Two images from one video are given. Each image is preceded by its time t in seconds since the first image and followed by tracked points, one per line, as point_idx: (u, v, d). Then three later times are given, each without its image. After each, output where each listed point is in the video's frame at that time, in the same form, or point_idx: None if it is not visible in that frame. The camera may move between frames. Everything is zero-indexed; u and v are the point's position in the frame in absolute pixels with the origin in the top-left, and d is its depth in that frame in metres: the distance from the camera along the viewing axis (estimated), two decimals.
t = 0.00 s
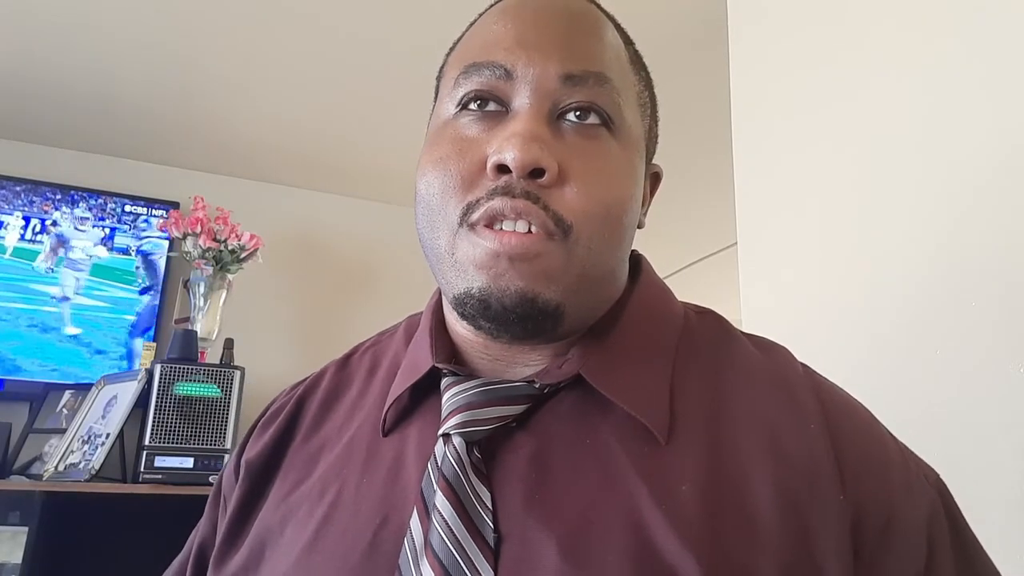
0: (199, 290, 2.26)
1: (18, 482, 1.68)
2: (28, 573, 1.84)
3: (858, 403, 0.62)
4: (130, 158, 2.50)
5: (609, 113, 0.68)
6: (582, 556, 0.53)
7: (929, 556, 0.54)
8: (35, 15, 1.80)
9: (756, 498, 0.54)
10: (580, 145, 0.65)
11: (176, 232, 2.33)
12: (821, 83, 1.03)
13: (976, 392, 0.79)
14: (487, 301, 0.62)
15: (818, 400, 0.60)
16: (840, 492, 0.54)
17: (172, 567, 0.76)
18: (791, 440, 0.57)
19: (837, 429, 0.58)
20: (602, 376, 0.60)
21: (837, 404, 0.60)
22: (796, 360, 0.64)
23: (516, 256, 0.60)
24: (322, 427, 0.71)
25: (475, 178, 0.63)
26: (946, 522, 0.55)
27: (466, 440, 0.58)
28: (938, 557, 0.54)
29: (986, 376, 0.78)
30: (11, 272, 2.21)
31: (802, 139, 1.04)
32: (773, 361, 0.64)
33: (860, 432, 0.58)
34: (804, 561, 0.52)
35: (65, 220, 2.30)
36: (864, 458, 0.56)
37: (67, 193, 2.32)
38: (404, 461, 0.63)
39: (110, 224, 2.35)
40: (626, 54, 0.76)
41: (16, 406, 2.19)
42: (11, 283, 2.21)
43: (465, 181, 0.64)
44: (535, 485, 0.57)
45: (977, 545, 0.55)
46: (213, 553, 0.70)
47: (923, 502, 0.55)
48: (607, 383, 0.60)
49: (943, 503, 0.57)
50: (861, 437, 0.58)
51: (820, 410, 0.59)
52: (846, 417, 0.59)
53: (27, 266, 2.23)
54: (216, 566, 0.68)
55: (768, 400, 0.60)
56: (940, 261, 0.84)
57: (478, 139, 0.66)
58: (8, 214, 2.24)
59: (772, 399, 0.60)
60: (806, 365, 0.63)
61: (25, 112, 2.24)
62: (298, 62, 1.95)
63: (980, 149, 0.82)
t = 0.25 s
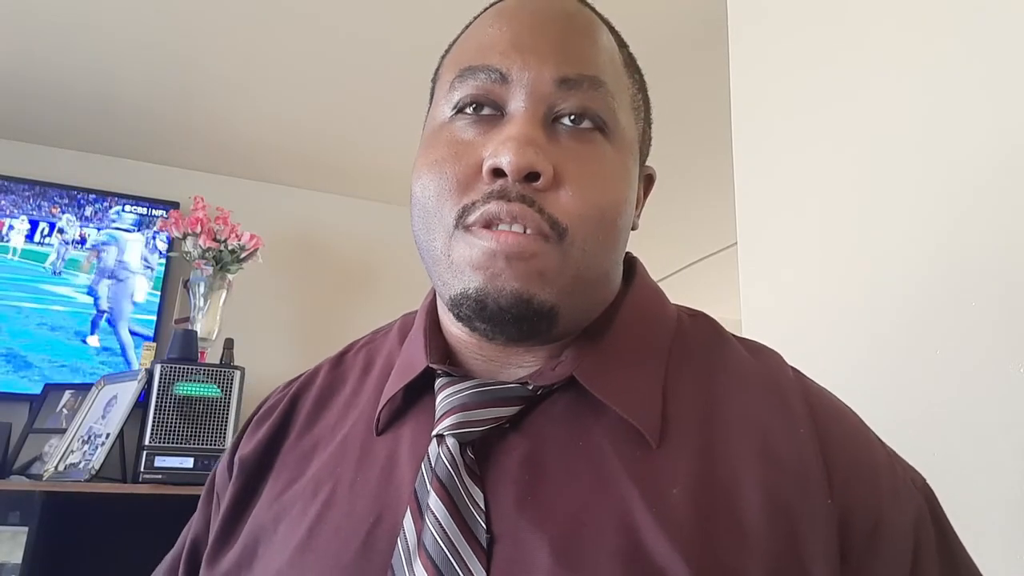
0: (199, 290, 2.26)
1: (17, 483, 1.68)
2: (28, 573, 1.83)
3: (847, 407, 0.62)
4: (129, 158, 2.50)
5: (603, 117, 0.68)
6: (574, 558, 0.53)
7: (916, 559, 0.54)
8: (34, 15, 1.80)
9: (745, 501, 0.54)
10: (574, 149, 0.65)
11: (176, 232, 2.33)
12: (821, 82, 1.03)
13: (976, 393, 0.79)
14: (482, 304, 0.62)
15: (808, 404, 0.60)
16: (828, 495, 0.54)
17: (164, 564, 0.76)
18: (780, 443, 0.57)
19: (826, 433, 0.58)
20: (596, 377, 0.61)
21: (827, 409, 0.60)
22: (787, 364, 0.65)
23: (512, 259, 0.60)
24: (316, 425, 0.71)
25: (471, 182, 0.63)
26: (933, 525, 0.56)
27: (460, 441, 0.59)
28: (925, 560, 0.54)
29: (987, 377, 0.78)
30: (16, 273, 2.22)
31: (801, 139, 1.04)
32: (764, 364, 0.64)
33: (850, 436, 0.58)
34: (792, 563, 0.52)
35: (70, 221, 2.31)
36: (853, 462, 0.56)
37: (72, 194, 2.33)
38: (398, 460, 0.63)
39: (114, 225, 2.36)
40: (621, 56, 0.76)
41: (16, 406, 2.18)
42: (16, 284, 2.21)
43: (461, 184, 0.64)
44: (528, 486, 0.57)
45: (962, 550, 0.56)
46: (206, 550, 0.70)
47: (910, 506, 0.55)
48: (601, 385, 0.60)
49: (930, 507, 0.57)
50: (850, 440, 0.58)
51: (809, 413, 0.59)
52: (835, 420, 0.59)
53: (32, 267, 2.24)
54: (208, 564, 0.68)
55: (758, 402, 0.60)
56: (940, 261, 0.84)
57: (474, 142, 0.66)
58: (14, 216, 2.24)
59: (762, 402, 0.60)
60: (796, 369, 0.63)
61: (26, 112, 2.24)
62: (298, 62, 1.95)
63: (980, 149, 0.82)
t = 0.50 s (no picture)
0: (199, 290, 2.26)
1: (15, 482, 1.69)
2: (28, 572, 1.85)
3: (838, 411, 0.62)
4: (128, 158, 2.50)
5: (590, 134, 0.64)
6: (567, 559, 0.53)
7: (903, 563, 0.54)
8: (34, 15, 1.81)
9: (736, 505, 0.54)
10: (558, 173, 0.61)
11: (176, 231, 2.33)
12: (820, 82, 1.03)
13: (976, 392, 0.79)
14: (470, 330, 0.60)
15: (800, 408, 0.60)
16: (818, 499, 0.54)
17: (155, 558, 0.76)
18: (771, 448, 0.57)
19: (817, 439, 0.58)
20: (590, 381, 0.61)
21: (817, 414, 0.60)
22: (779, 368, 0.64)
23: (495, 289, 0.57)
24: (310, 422, 0.71)
25: (453, 210, 0.60)
26: (920, 529, 0.56)
27: (453, 441, 0.59)
28: (911, 564, 0.54)
29: (986, 377, 0.79)
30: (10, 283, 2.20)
31: (802, 139, 1.04)
32: (757, 367, 0.63)
33: (839, 441, 0.58)
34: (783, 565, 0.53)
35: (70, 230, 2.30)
36: (842, 468, 0.56)
37: (69, 201, 2.32)
38: (391, 459, 0.63)
39: (115, 228, 2.36)
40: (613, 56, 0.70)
41: (16, 405, 2.19)
42: (12, 294, 2.20)
43: (443, 212, 0.61)
44: (521, 487, 0.57)
45: (948, 554, 0.56)
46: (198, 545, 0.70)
47: (898, 510, 0.55)
48: (595, 389, 0.60)
49: (917, 512, 0.57)
50: (841, 444, 0.58)
51: (801, 417, 0.59)
52: (827, 424, 0.59)
53: (28, 276, 2.23)
54: (201, 560, 0.68)
55: (750, 406, 0.60)
56: (940, 261, 0.84)
57: (457, 167, 0.62)
58: (9, 226, 2.23)
59: (754, 406, 0.60)
60: (788, 373, 0.63)
61: (26, 112, 2.24)
62: (298, 62, 1.95)
63: (980, 149, 0.82)
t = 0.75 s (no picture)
0: (199, 291, 2.26)
1: (15, 482, 1.68)
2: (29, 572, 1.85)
3: (837, 412, 0.62)
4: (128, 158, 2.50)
5: (589, 142, 0.63)
6: (562, 562, 0.53)
7: (902, 566, 0.54)
8: (33, 15, 1.81)
9: (732, 508, 0.54)
10: (557, 183, 0.60)
11: (176, 231, 2.33)
12: (820, 82, 1.02)
13: (976, 392, 0.79)
14: (473, 340, 0.60)
15: (797, 409, 0.59)
16: (815, 501, 0.54)
17: (155, 559, 0.75)
18: (768, 450, 0.56)
19: (814, 440, 0.57)
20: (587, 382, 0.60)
21: (815, 415, 0.59)
22: (777, 369, 0.64)
23: (499, 301, 0.57)
24: (308, 423, 0.71)
25: (453, 223, 0.59)
26: (920, 531, 0.56)
27: (449, 442, 0.58)
28: (910, 567, 0.54)
29: (986, 377, 0.78)
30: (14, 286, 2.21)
31: (801, 138, 1.04)
32: (755, 368, 0.63)
33: (838, 443, 0.57)
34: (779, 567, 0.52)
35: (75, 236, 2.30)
36: (840, 470, 0.56)
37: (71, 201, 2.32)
38: (387, 459, 0.62)
39: (118, 232, 2.36)
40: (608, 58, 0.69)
41: (16, 405, 2.19)
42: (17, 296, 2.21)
43: (443, 224, 0.60)
44: (517, 488, 0.57)
45: (947, 555, 0.56)
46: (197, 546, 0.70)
47: (897, 513, 0.55)
48: (591, 391, 0.60)
49: (917, 514, 0.57)
50: (838, 446, 0.57)
51: (799, 419, 0.59)
52: (825, 426, 0.58)
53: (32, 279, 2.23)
54: (198, 560, 0.68)
55: (748, 408, 0.59)
56: (940, 261, 0.84)
57: (456, 178, 0.61)
58: (14, 230, 2.23)
59: (752, 407, 0.59)
60: (786, 373, 0.63)
61: (26, 112, 2.24)
62: (298, 62, 1.95)
63: (980, 149, 0.82)
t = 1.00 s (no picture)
0: (199, 290, 2.25)
1: (15, 483, 1.68)
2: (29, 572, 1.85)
3: (837, 407, 0.61)
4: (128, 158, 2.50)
5: (587, 141, 0.63)
6: (558, 561, 0.52)
7: (902, 563, 0.53)
8: (34, 15, 1.80)
9: (731, 505, 0.54)
10: (555, 183, 0.60)
11: (176, 232, 2.33)
12: (820, 82, 1.02)
13: (976, 393, 0.79)
14: (476, 342, 0.59)
15: (797, 406, 0.59)
16: (814, 499, 0.54)
17: (156, 561, 0.75)
18: (766, 447, 0.56)
19: (814, 437, 0.57)
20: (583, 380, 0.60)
21: (814, 412, 0.59)
22: (777, 364, 0.63)
23: (501, 302, 0.57)
24: (306, 423, 0.70)
25: (453, 226, 0.59)
26: (921, 527, 0.55)
27: (444, 441, 0.58)
28: (911, 563, 0.54)
29: (986, 377, 0.78)
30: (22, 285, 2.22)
31: (800, 138, 1.03)
32: (754, 364, 0.63)
33: (837, 439, 0.57)
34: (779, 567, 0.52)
35: (82, 239, 2.31)
36: (839, 466, 0.56)
37: (75, 202, 2.32)
38: (384, 459, 0.62)
39: (121, 233, 2.36)
40: (601, 54, 0.68)
41: (16, 405, 2.18)
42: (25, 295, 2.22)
43: (444, 226, 0.60)
44: (513, 487, 0.57)
45: (950, 550, 0.56)
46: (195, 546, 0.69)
47: (898, 510, 0.54)
48: (588, 389, 0.59)
49: (919, 510, 0.56)
50: (838, 443, 0.57)
51: (798, 415, 0.58)
52: (825, 423, 0.58)
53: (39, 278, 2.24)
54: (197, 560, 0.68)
55: (747, 405, 0.59)
56: (940, 261, 0.84)
57: (455, 180, 0.61)
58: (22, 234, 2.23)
59: (750, 404, 0.59)
60: (786, 369, 0.62)
61: (26, 112, 2.24)
62: (298, 62, 1.95)
63: (980, 149, 0.82)
